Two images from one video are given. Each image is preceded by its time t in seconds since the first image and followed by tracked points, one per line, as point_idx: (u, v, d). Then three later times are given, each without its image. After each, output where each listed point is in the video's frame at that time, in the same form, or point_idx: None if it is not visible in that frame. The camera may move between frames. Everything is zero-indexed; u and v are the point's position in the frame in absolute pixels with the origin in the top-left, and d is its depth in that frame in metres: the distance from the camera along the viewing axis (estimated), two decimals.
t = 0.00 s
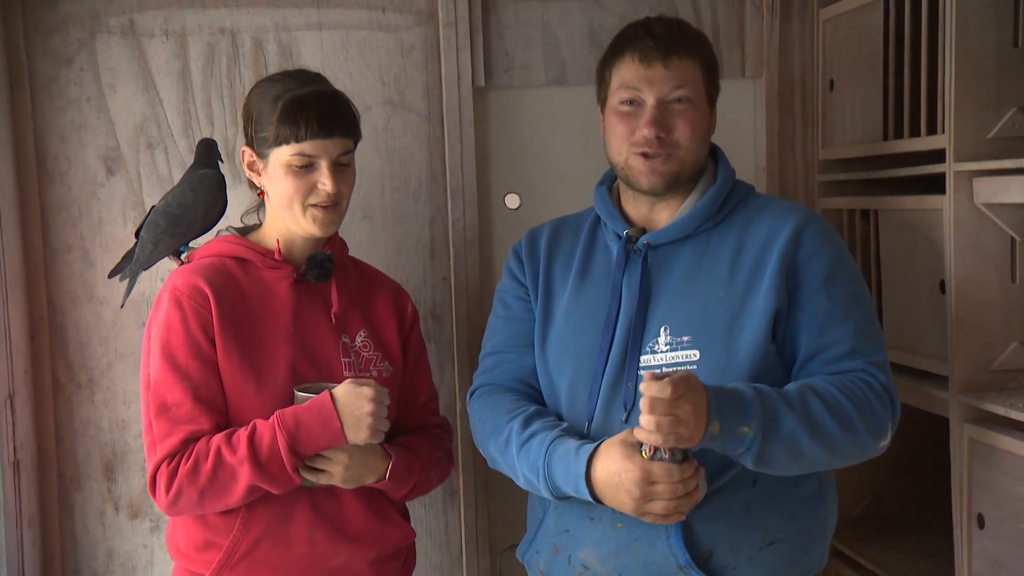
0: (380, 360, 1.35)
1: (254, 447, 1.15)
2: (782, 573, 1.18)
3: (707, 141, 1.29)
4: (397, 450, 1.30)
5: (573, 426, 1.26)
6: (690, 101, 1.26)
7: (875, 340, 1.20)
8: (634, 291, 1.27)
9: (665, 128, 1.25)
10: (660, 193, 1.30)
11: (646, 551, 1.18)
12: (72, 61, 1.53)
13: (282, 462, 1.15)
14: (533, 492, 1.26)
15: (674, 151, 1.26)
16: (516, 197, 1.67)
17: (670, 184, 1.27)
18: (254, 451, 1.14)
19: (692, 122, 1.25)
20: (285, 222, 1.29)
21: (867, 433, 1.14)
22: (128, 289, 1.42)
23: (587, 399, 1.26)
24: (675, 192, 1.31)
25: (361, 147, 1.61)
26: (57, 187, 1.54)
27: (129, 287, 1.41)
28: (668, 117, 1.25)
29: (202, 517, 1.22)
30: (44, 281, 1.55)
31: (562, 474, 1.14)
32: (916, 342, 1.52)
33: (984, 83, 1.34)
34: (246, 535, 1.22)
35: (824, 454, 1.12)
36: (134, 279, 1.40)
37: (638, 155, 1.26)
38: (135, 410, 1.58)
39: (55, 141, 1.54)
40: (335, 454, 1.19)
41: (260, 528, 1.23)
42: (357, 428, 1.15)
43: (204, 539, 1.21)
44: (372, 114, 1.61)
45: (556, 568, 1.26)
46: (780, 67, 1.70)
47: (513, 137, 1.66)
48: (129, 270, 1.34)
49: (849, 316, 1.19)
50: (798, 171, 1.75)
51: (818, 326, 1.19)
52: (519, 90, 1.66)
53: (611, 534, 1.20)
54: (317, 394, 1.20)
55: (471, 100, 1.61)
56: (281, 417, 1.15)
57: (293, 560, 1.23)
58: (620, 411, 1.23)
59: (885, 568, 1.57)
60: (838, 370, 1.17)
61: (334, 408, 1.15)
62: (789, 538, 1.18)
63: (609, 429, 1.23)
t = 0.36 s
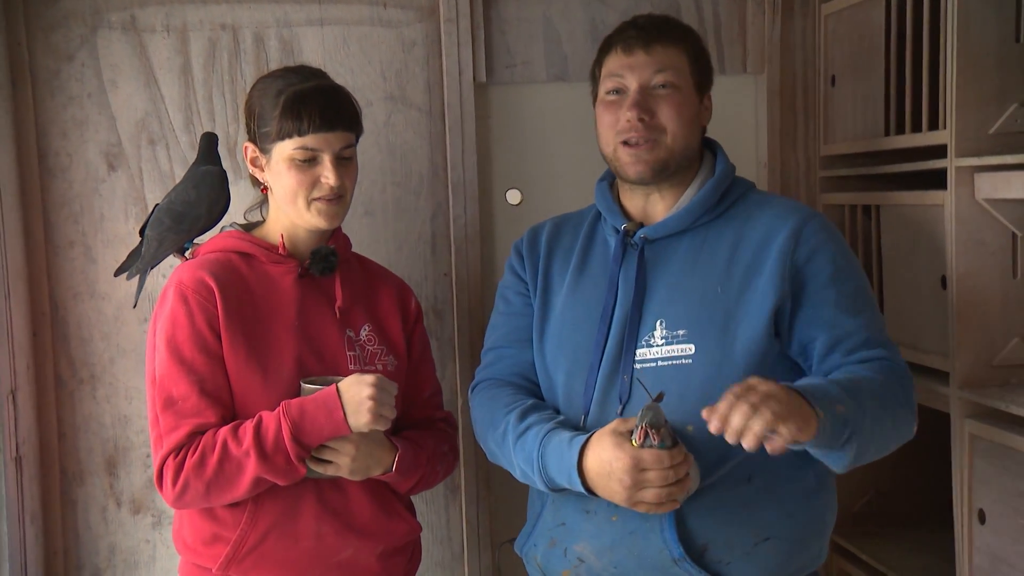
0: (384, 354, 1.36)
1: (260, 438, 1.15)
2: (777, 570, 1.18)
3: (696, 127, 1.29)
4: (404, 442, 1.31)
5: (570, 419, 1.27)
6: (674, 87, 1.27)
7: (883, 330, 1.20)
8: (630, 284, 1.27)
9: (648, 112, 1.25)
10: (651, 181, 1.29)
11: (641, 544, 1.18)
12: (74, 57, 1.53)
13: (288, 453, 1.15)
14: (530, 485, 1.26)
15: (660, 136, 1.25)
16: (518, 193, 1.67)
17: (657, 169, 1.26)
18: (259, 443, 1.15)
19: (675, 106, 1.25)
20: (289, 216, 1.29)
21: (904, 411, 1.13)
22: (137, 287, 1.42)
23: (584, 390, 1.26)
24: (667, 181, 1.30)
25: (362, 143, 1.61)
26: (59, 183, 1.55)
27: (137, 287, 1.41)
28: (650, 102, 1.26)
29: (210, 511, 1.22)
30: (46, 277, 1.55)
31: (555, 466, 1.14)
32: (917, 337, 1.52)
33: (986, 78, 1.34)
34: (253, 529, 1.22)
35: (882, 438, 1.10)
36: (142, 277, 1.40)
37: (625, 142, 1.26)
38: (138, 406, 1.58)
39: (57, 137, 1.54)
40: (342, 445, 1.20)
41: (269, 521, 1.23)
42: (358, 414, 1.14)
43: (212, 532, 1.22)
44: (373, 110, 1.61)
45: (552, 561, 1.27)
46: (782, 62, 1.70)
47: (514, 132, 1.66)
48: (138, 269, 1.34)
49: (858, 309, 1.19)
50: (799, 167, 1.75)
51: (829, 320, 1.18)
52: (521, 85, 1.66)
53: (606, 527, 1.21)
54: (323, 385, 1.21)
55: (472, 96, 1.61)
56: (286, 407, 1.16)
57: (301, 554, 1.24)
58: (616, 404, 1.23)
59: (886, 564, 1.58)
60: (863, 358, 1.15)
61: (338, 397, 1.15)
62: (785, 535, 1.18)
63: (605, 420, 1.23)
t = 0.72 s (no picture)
0: (382, 357, 1.36)
1: (267, 441, 1.15)
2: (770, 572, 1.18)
3: (697, 126, 1.29)
4: (404, 444, 1.31)
5: (562, 417, 1.27)
6: (677, 84, 1.28)
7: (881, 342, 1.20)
8: (625, 286, 1.27)
9: (650, 106, 1.26)
10: (651, 175, 1.28)
11: (633, 545, 1.18)
12: (71, 59, 1.53)
13: (295, 455, 1.15)
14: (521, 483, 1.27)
15: (661, 129, 1.26)
16: (515, 196, 1.68)
17: (658, 162, 1.26)
18: (266, 446, 1.15)
19: (678, 101, 1.26)
20: (295, 218, 1.29)
21: (898, 418, 1.14)
22: (131, 290, 1.41)
23: (576, 391, 1.26)
24: (666, 177, 1.31)
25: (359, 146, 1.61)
26: (56, 185, 1.55)
27: (132, 289, 1.41)
28: (653, 96, 1.27)
29: (213, 514, 1.22)
30: (43, 279, 1.55)
31: (545, 462, 1.14)
32: (913, 341, 1.52)
33: (981, 83, 1.34)
34: (256, 533, 1.22)
35: (872, 440, 1.11)
36: (137, 280, 1.40)
37: (626, 134, 1.26)
38: (134, 408, 1.58)
39: (54, 139, 1.54)
40: (345, 448, 1.20)
41: (270, 524, 1.23)
42: (369, 415, 1.15)
43: (213, 536, 1.21)
44: (370, 113, 1.61)
45: (545, 562, 1.27)
46: (779, 66, 1.70)
47: (511, 135, 1.67)
48: (132, 270, 1.35)
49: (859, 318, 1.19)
50: (796, 171, 1.75)
51: (830, 329, 1.17)
52: (518, 89, 1.66)
53: (598, 528, 1.21)
54: (326, 388, 1.21)
55: (469, 99, 1.61)
56: (292, 410, 1.16)
57: (303, 556, 1.24)
58: (608, 405, 1.23)
59: (881, 567, 1.58)
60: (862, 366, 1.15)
61: (345, 399, 1.16)
62: (777, 537, 1.18)
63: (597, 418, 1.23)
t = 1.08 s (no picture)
0: (388, 357, 1.36)
1: (278, 444, 1.15)
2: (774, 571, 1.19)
3: (693, 133, 1.29)
4: (411, 444, 1.32)
5: (568, 421, 1.27)
6: (669, 95, 1.27)
7: (891, 343, 1.21)
8: (630, 288, 1.27)
9: (643, 122, 1.26)
10: (648, 188, 1.29)
11: (637, 547, 1.19)
12: (77, 59, 1.53)
13: (307, 457, 1.16)
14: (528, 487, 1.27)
15: (656, 144, 1.26)
16: (519, 196, 1.68)
17: (653, 178, 1.27)
18: (277, 448, 1.15)
19: (670, 113, 1.26)
20: (319, 214, 1.30)
21: (897, 438, 1.15)
22: (137, 293, 1.41)
23: (582, 394, 1.26)
24: (664, 189, 1.31)
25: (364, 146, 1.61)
26: (62, 186, 1.55)
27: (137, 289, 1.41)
28: (645, 111, 1.26)
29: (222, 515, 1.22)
30: (49, 279, 1.56)
31: (550, 468, 1.15)
32: (918, 341, 1.52)
33: (986, 82, 1.34)
34: (266, 532, 1.22)
35: (863, 474, 1.14)
36: (145, 282, 1.40)
37: (621, 151, 1.27)
38: (140, 408, 1.59)
39: (60, 139, 1.54)
40: (355, 449, 1.20)
41: (281, 524, 1.23)
42: (379, 415, 1.16)
43: (223, 536, 1.22)
44: (375, 113, 1.61)
45: (550, 562, 1.27)
46: (783, 66, 1.70)
47: (515, 135, 1.67)
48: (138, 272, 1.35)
49: (869, 322, 1.20)
50: (800, 171, 1.75)
51: (841, 337, 1.19)
52: (523, 89, 1.66)
53: (603, 530, 1.21)
54: (333, 390, 1.22)
55: (473, 99, 1.62)
56: (303, 412, 1.16)
57: (312, 558, 1.24)
58: (614, 406, 1.23)
59: (886, 567, 1.58)
60: (865, 378, 1.18)
61: (355, 401, 1.17)
62: (781, 538, 1.18)
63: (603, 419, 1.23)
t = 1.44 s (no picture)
0: (391, 359, 1.36)
1: (279, 448, 1.15)
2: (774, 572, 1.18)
3: (678, 123, 1.29)
4: (415, 449, 1.31)
5: (568, 423, 1.27)
6: (649, 88, 1.28)
7: (897, 342, 1.22)
8: (632, 289, 1.27)
9: (625, 116, 1.27)
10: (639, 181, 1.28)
11: (637, 546, 1.18)
12: (79, 62, 1.53)
13: (307, 462, 1.16)
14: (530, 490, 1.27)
15: (641, 136, 1.26)
16: (521, 197, 1.68)
17: (643, 169, 1.26)
18: (277, 453, 1.15)
19: (651, 104, 1.27)
20: (324, 213, 1.30)
21: (906, 436, 1.16)
22: (144, 295, 1.42)
23: (584, 395, 1.26)
24: (658, 180, 1.30)
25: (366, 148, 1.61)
26: (65, 188, 1.55)
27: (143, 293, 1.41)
28: (627, 106, 1.28)
29: (224, 517, 1.22)
30: (52, 282, 1.56)
31: (550, 470, 1.15)
32: (921, 342, 1.52)
33: (989, 83, 1.34)
34: (268, 534, 1.22)
35: (875, 475, 1.15)
36: (147, 284, 1.40)
37: (608, 147, 1.27)
38: (143, 410, 1.59)
39: (62, 142, 1.54)
40: (356, 453, 1.20)
41: (283, 526, 1.23)
42: (379, 421, 1.16)
43: (225, 539, 1.22)
44: (377, 115, 1.61)
45: (551, 562, 1.27)
46: (785, 67, 1.70)
47: (517, 136, 1.67)
48: (143, 275, 1.34)
49: (874, 321, 1.20)
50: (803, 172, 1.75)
51: (848, 337, 1.19)
52: (524, 90, 1.66)
53: (604, 530, 1.21)
54: (335, 394, 1.22)
55: (475, 101, 1.62)
56: (304, 417, 1.16)
57: (313, 560, 1.24)
58: (616, 407, 1.23)
59: (889, 567, 1.58)
60: (872, 377, 1.19)
61: (355, 406, 1.16)
62: (781, 538, 1.18)
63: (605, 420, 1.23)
